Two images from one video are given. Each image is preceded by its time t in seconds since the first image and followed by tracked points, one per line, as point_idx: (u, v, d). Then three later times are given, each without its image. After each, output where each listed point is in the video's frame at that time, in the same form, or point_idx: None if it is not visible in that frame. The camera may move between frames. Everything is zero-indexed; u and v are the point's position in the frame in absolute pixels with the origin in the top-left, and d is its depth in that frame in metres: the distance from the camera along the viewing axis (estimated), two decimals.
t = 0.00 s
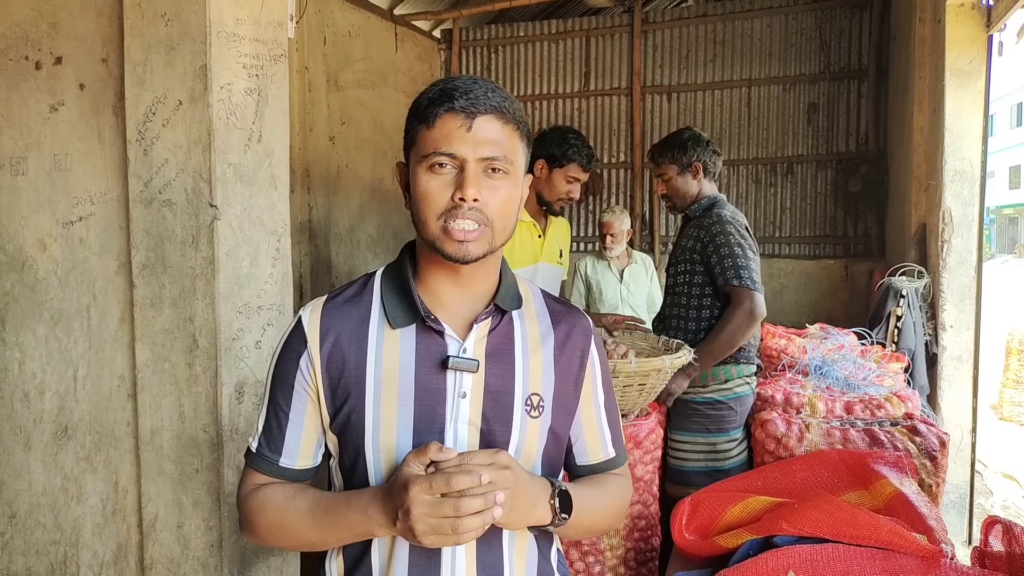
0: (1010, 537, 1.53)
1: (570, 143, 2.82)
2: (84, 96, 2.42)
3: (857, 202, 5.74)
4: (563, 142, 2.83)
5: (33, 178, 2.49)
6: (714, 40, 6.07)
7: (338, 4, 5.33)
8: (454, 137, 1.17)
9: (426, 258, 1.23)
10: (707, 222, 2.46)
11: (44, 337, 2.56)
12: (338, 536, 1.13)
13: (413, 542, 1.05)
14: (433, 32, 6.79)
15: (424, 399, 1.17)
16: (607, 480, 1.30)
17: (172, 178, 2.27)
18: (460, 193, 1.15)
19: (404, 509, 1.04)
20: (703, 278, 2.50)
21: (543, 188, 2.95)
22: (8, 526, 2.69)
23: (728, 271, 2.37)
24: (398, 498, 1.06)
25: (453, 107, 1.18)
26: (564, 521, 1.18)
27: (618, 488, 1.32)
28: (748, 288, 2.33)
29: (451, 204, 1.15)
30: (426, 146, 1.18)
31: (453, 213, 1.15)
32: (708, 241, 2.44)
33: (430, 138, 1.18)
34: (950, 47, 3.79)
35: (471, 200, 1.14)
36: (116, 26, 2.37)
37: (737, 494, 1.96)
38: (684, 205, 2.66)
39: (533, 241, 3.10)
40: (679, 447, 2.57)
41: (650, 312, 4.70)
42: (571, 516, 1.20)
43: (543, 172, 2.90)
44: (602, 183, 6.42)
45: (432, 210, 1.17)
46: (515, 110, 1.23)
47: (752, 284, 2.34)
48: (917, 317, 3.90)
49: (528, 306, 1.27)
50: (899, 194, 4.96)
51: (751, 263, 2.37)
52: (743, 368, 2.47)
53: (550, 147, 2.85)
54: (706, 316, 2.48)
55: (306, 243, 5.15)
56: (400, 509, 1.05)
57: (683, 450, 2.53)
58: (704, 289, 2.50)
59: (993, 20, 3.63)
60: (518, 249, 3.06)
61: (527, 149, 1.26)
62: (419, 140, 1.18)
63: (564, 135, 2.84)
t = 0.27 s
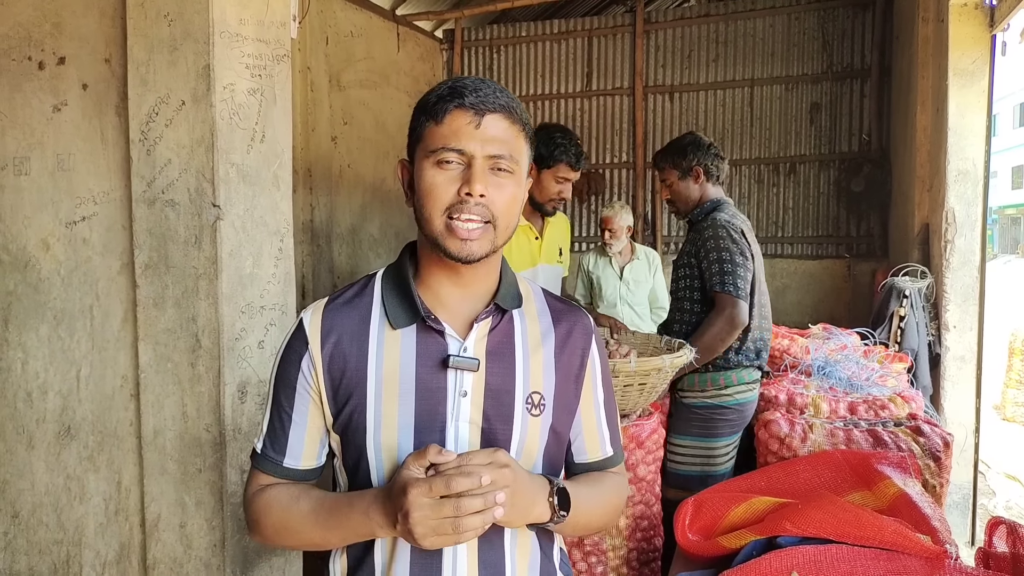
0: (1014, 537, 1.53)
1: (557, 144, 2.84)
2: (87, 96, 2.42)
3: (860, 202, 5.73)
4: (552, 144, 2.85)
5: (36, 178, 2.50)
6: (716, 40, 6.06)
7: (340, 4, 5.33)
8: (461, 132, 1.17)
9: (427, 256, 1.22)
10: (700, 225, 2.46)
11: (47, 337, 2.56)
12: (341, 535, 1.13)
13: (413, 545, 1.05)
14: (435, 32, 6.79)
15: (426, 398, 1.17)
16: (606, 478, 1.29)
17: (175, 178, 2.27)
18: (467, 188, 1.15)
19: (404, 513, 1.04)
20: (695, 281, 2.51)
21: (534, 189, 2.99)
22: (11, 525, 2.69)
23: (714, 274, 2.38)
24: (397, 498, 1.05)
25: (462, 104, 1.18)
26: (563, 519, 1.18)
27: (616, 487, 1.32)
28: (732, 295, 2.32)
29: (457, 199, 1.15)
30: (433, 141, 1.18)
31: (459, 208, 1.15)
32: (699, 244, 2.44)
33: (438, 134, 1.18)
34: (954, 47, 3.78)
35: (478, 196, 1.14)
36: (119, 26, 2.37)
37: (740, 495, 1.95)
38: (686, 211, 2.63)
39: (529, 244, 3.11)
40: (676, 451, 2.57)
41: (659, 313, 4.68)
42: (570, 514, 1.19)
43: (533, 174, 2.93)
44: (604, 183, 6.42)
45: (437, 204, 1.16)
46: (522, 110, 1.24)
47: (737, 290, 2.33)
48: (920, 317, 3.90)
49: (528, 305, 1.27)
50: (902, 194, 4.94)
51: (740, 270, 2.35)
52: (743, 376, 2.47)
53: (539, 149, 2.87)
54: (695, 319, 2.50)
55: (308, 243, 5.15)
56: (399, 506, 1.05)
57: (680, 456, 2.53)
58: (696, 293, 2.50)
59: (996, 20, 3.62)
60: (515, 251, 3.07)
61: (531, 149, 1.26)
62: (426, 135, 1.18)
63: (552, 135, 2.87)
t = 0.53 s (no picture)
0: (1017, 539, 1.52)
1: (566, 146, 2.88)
2: (90, 97, 2.42)
3: (862, 203, 5.72)
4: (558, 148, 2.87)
5: (38, 179, 2.50)
6: (718, 41, 6.06)
7: (343, 5, 5.33)
8: (462, 139, 1.17)
9: (427, 260, 1.22)
10: (706, 234, 2.36)
11: (50, 337, 2.56)
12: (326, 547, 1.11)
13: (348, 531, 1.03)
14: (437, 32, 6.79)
15: (426, 396, 1.16)
16: (615, 476, 1.29)
17: (178, 179, 2.28)
18: (467, 195, 1.14)
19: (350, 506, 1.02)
20: (707, 293, 2.41)
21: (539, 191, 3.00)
22: (13, 525, 2.69)
23: (726, 290, 2.27)
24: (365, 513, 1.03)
25: (462, 110, 1.18)
26: (608, 505, 1.20)
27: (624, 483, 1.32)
28: (744, 311, 2.23)
29: (457, 205, 1.15)
30: (434, 147, 1.18)
31: (460, 214, 1.15)
32: (707, 256, 2.34)
33: (439, 140, 1.18)
34: (956, 48, 3.78)
35: (478, 203, 1.14)
36: (122, 26, 2.37)
37: (742, 496, 1.95)
38: (693, 212, 2.58)
39: (528, 246, 3.08)
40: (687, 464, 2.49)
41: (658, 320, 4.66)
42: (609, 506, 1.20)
43: (538, 177, 2.95)
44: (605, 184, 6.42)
45: (438, 212, 1.16)
46: (521, 116, 1.24)
47: (750, 305, 2.23)
48: (922, 319, 3.90)
49: (528, 304, 1.27)
50: (905, 195, 4.94)
51: (753, 282, 2.26)
52: (747, 389, 2.39)
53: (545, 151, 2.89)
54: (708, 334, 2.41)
55: (310, 243, 5.15)
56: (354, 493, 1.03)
57: (691, 469, 2.45)
58: (706, 304, 2.42)
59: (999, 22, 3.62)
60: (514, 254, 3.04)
61: (531, 154, 1.26)
62: (427, 141, 1.18)
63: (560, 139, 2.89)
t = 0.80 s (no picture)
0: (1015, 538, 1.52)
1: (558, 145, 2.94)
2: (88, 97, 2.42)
3: (860, 203, 5.73)
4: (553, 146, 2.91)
5: (37, 179, 2.50)
6: (716, 41, 6.07)
7: (341, 5, 5.33)
8: (456, 139, 1.17)
9: (424, 259, 1.22)
10: (712, 242, 2.32)
11: (48, 338, 2.56)
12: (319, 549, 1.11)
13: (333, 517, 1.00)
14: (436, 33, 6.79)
15: (424, 394, 1.16)
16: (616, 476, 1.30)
17: (176, 179, 2.28)
18: (460, 194, 1.15)
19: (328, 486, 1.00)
20: (714, 303, 2.39)
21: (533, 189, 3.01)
22: (11, 526, 2.69)
23: (732, 303, 2.25)
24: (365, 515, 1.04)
25: (457, 110, 1.18)
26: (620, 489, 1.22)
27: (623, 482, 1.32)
28: (751, 324, 2.21)
29: (450, 204, 1.15)
30: (429, 146, 1.18)
31: (453, 213, 1.15)
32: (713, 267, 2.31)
33: (433, 138, 1.18)
34: (954, 48, 3.79)
35: (471, 200, 1.14)
36: (120, 27, 2.37)
37: (741, 496, 1.95)
38: (699, 213, 2.54)
39: (518, 245, 3.09)
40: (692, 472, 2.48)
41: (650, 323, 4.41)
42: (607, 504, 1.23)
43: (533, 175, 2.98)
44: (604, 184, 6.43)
45: (432, 210, 1.16)
46: (516, 115, 1.24)
47: (757, 318, 2.21)
48: (920, 318, 3.90)
49: (524, 303, 1.27)
50: (903, 195, 4.94)
51: (760, 293, 2.23)
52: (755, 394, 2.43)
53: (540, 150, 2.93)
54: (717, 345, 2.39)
55: (309, 244, 5.15)
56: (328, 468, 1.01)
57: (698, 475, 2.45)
58: (714, 314, 2.40)
59: (996, 22, 3.63)
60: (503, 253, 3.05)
61: (526, 153, 1.26)
62: (422, 140, 1.18)
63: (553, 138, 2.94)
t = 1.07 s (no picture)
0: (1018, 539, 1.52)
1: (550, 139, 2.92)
2: (92, 98, 2.43)
3: (863, 203, 5.72)
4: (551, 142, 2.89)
5: (41, 180, 2.51)
6: (718, 41, 6.07)
7: (344, 6, 5.34)
8: (467, 130, 1.17)
9: (430, 254, 1.22)
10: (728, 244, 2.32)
11: (52, 337, 2.57)
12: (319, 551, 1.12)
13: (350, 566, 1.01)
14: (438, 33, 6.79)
15: (426, 396, 1.17)
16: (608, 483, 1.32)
17: (180, 180, 2.28)
18: (469, 181, 1.15)
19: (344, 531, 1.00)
20: (726, 306, 2.38)
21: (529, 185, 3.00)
22: (15, 525, 2.70)
23: (743, 308, 2.25)
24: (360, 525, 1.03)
25: (469, 104, 1.19)
26: (614, 517, 1.23)
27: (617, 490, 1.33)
28: (761, 330, 2.20)
29: (460, 191, 1.15)
30: (440, 138, 1.18)
31: (461, 200, 1.15)
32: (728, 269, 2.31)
33: (445, 131, 1.18)
34: (957, 48, 3.78)
35: (480, 188, 1.14)
36: (124, 27, 2.38)
37: (743, 497, 1.95)
38: (714, 212, 2.53)
39: (517, 243, 3.09)
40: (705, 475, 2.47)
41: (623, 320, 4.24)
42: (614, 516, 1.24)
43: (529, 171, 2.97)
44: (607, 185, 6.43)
45: (441, 197, 1.16)
46: (526, 115, 1.25)
47: (767, 325, 2.20)
48: (924, 319, 3.88)
49: (528, 306, 1.28)
50: (906, 195, 4.93)
51: (772, 300, 2.22)
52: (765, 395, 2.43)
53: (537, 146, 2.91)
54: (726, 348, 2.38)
55: (312, 244, 5.16)
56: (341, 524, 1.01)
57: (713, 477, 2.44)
58: (725, 317, 2.39)
59: (999, 22, 3.62)
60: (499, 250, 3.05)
61: (533, 153, 1.26)
62: (434, 132, 1.19)
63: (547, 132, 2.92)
